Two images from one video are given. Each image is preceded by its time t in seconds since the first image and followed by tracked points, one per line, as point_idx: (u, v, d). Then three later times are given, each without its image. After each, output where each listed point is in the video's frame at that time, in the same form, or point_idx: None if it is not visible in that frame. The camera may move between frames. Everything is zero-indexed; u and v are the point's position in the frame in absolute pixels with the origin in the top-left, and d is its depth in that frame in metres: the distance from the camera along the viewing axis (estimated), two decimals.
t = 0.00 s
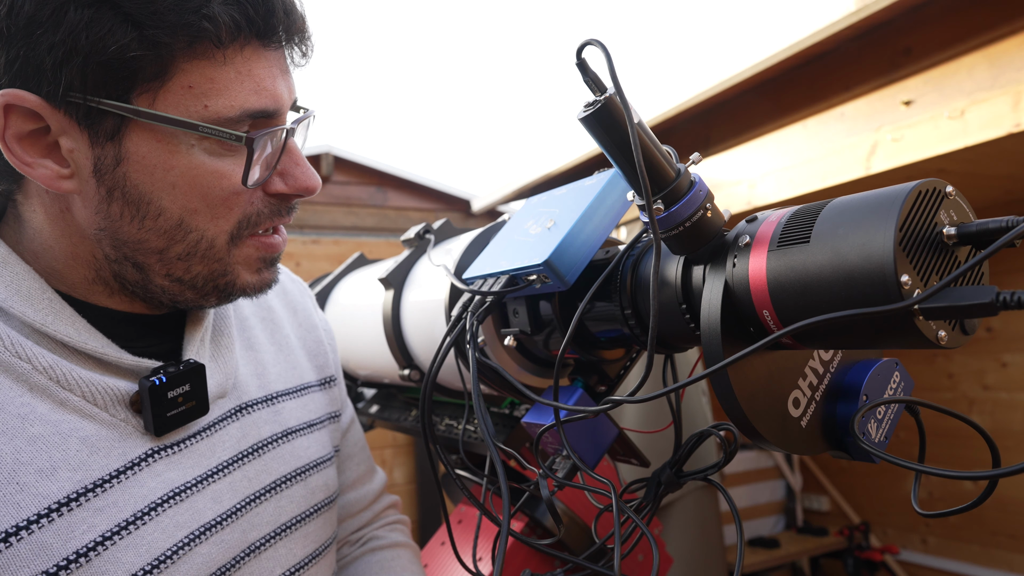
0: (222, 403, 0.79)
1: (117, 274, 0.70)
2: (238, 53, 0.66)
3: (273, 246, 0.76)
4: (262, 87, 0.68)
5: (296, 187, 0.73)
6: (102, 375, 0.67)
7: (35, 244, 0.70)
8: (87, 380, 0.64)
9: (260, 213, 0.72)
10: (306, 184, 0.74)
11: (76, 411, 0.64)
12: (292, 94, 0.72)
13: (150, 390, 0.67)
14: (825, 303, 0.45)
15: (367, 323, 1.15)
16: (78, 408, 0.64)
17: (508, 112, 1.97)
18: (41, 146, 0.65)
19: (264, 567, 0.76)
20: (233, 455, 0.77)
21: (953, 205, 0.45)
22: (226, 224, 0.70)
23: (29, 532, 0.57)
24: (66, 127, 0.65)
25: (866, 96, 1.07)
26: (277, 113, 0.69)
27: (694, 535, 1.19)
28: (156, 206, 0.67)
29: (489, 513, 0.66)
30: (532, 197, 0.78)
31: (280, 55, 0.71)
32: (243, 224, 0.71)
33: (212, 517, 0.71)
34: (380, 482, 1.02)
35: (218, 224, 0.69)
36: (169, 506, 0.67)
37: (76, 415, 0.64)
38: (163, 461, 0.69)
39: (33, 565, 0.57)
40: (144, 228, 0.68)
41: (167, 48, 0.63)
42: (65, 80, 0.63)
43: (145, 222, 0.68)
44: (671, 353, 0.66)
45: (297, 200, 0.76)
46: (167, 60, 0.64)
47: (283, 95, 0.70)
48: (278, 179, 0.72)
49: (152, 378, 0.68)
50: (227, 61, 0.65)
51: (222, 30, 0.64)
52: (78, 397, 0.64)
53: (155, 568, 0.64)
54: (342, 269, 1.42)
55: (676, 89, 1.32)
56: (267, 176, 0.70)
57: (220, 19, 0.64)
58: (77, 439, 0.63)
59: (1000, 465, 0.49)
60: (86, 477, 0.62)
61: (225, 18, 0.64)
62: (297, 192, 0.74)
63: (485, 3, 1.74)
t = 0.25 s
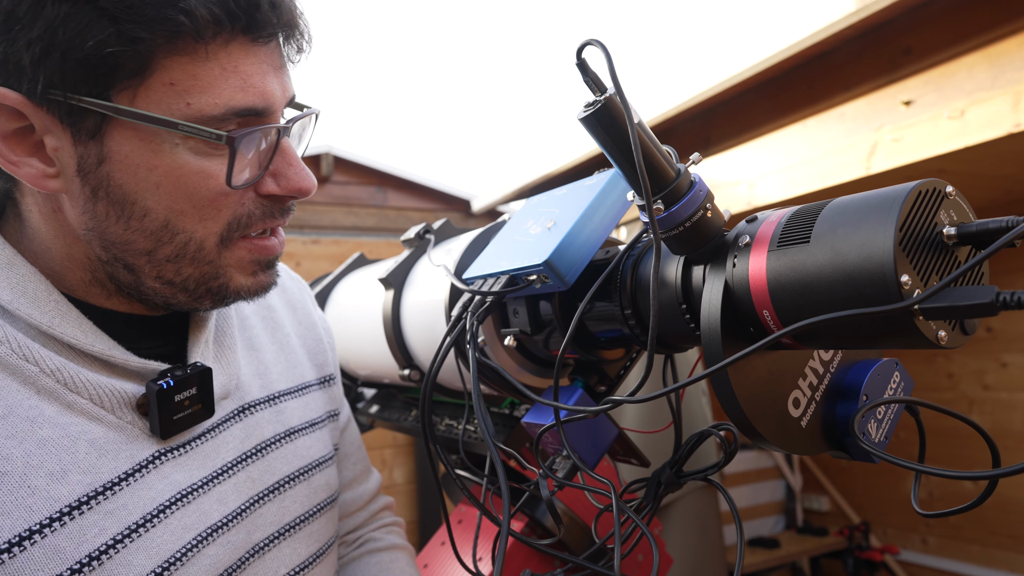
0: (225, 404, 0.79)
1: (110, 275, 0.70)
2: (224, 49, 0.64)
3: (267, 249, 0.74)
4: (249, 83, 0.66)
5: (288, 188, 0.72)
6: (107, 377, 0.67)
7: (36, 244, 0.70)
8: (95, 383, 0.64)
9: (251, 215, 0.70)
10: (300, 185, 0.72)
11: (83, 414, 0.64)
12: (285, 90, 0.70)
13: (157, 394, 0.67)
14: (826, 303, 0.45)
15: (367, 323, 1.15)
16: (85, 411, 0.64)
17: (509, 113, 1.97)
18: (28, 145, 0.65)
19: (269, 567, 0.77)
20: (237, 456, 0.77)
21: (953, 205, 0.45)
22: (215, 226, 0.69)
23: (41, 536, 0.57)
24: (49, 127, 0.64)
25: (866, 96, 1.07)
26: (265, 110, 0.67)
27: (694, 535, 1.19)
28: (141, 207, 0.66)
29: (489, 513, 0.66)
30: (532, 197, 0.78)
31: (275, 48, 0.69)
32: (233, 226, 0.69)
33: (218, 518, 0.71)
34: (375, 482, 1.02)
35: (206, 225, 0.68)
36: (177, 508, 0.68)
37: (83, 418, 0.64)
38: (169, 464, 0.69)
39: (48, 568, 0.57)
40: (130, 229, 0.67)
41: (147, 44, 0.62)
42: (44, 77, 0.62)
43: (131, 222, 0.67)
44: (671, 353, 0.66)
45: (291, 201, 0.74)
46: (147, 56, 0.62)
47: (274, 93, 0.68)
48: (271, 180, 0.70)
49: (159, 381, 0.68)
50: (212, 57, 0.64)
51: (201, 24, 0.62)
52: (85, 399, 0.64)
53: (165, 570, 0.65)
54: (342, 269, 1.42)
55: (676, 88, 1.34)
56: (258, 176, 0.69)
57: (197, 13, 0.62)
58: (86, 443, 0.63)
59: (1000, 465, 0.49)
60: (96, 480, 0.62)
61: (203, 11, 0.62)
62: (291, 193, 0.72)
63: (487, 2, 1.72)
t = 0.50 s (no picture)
0: (227, 407, 0.79)
1: (100, 274, 0.70)
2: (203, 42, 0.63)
3: (255, 251, 0.72)
4: (224, 79, 0.63)
5: (272, 189, 0.69)
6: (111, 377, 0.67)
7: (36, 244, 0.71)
8: (99, 383, 0.64)
9: (233, 216, 0.68)
10: (287, 185, 0.70)
11: (86, 413, 0.64)
12: (269, 86, 0.68)
13: (160, 397, 0.67)
14: (825, 302, 0.45)
15: (367, 323, 1.14)
16: (89, 411, 0.64)
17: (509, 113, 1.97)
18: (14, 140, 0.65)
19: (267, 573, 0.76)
20: (237, 460, 0.77)
21: (953, 204, 0.45)
22: (193, 226, 0.67)
23: (44, 533, 0.58)
24: (29, 122, 0.64)
25: (866, 96, 1.07)
26: (246, 106, 0.65)
27: (694, 535, 1.19)
28: (117, 204, 0.65)
29: (489, 513, 0.66)
30: (532, 197, 0.78)
31: (271, 47, 0.69)
32: (212, 228, 0.68)
33: (217, 522, 0.71)
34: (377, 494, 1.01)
35: (184, 225, 0.66)
36: (178, 510, 0.68)
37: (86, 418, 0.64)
38: (171, 466, 0.69)
39: (50, 566, 0.57)
40: (108, 227, 0.66)
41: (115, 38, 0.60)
42: (17, 73, 0.61)
43: (108, 220, 0.65)
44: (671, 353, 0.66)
45: (279, 202, 0.72)
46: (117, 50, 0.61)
47: (257, 90, 0.66)
48: (254, 180, 0.68)
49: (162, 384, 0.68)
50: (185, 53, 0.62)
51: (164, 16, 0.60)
52: (88, 399, 0.64)
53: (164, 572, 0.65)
54: (342, 269, 1.42)
55: (675, 89, 1.34)
56: (239, 177, 0.66)
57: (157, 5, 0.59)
58: (89, 442, 0.63)
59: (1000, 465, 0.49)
60: (98, 479, 0.62)
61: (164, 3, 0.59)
62: (275, 194, 0.70)
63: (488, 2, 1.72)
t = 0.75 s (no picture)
0: (234, 410, 0.79)
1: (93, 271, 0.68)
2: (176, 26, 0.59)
3: (226, 238, 0.66)
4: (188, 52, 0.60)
5: (234, 172, 0.63)
6: (116, 376, 0.67)
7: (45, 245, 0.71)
8: (103, 381, 0.64)
9: (194, 199, 0.62)
10: (251, 167, 0.64)
11: (90, 411, 0.64)
12: (244, 65, 0.64)
13: (162, 395, 0.67)
14: (825, 302, 0.45)
15: (367, 323, 1.14)
16: (92, 408, 0.64)
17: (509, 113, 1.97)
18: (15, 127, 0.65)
19: None
20: (243, 463, 0.77)
21: (953, 204, 0.45)
22: (151, 205, 0.61)
23: (40, 529, 0.57)
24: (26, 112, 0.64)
25: (866, 96, 1.07)
26: (209, 81, 0.61)
27: (694, 534, 1.19)
28: (78, 175, 0.60)
29: (489, 513, 0.66)
30: (532, 197, 0.78)
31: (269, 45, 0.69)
32: (170, 209, 0.61)
33: (218, 525, 0.71)
34: (382, 508, 1.00)
35: (141, 203, 0.61)
36: (177, 511, 0.67)
37: (89, 415, 0.64)
38: (173, 466, 0.69)
39: (42, 563, 0.57)
40: (74, 201, 0.61)
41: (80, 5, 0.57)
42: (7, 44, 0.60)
43: (74, 193, 0.61)
44: (671, 353, 0.66)
45: (251, 187, 0.65)
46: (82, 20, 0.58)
47: (224, 64, 0.62)
48: (215, 161, 0.62)
49: (164, 384, 0.68)
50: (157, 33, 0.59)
51: None
52: (92, 397, 0.64)
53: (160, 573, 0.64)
54: (342, 269, 1.42)
55: (675, 89, 1.33)
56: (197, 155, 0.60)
57: None
58: (91, 439, 0.63)
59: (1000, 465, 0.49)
60: (97, 477, 0.62)
61: None
62: (239, 177, 0.63)
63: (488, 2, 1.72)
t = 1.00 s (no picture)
0: (237, 411, 0.78)
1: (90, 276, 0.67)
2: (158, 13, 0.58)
3: (162, 245, 0.66)
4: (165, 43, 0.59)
5: (174, 167, 0.63)
6: (117, 372, 0.67)
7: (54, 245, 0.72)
8: (97, 373, 0.65)
9: (132, 189, 0.63)
10: (191, 166, 0.64)
11: (84, 402, 0.65)
12: (206, 59, 0.66)
13: (156, 389, 0.67)
14: (826, 303, 0.45)
15: (367, 323, 1.14)
16: (86, 400, 0.65)
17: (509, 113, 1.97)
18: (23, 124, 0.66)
19: None
20: (244, 463, 0.76)
21: (953, 205, 0.45)
22: (89, 189, 0.63)
23: (17, 515, 0.57)
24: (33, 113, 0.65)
25: (866, 96, 1.07)
26: (163, 69, 0.64)
27: (694, 535, 1.19)
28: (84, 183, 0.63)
29: (489, 513, 0.66)
30: (532, 197, 0.78)
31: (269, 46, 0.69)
32: (107, 197, 0.63)
33: (213, 524, 0.70)
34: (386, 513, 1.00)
35: (82, 187, 0.63)
36: (167, 507, 0.67)
37: (83, 407, 0.64)
38: (166, 462, 0.68)
39: (16, 549, 0.57)
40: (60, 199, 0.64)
41: None
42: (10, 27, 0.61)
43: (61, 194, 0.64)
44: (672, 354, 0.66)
45: (193, 188, 0.66)
46: None
47: (183, 56, 0.64)
48: (161, 154, 0.63)
49: (160, 377, 0.68)
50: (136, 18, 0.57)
51: None
52: (86, 389, 0.65)
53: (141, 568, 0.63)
54: (342, 269, 1.42)
55: (675, 89, 1.30)
56: (141, 145, 0.63)
57: None
58: (81, 430, 0.63)
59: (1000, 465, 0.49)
60: (83, 468, 0.62)
61: None
62: (181, 173, 0.64)
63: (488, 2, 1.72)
